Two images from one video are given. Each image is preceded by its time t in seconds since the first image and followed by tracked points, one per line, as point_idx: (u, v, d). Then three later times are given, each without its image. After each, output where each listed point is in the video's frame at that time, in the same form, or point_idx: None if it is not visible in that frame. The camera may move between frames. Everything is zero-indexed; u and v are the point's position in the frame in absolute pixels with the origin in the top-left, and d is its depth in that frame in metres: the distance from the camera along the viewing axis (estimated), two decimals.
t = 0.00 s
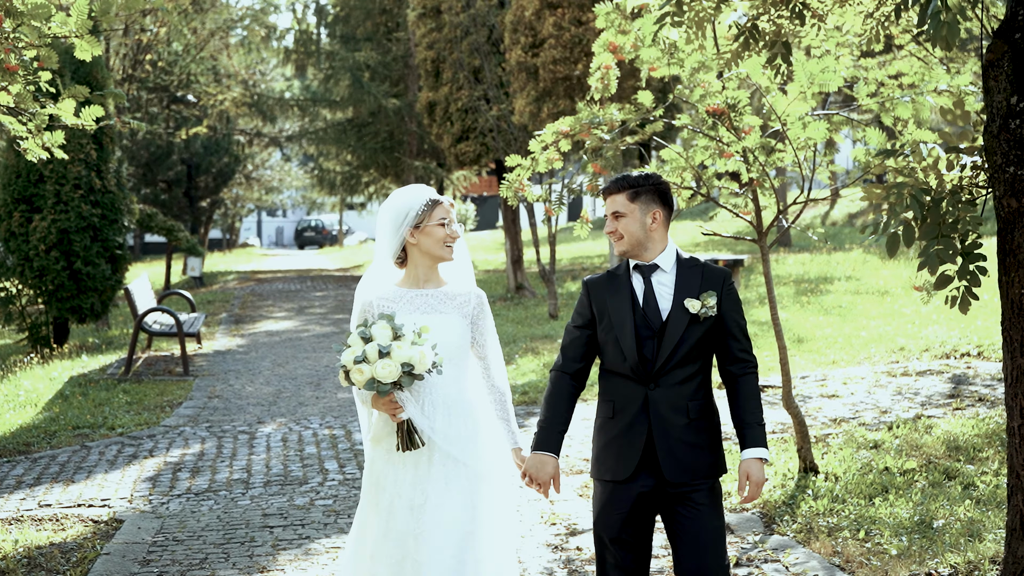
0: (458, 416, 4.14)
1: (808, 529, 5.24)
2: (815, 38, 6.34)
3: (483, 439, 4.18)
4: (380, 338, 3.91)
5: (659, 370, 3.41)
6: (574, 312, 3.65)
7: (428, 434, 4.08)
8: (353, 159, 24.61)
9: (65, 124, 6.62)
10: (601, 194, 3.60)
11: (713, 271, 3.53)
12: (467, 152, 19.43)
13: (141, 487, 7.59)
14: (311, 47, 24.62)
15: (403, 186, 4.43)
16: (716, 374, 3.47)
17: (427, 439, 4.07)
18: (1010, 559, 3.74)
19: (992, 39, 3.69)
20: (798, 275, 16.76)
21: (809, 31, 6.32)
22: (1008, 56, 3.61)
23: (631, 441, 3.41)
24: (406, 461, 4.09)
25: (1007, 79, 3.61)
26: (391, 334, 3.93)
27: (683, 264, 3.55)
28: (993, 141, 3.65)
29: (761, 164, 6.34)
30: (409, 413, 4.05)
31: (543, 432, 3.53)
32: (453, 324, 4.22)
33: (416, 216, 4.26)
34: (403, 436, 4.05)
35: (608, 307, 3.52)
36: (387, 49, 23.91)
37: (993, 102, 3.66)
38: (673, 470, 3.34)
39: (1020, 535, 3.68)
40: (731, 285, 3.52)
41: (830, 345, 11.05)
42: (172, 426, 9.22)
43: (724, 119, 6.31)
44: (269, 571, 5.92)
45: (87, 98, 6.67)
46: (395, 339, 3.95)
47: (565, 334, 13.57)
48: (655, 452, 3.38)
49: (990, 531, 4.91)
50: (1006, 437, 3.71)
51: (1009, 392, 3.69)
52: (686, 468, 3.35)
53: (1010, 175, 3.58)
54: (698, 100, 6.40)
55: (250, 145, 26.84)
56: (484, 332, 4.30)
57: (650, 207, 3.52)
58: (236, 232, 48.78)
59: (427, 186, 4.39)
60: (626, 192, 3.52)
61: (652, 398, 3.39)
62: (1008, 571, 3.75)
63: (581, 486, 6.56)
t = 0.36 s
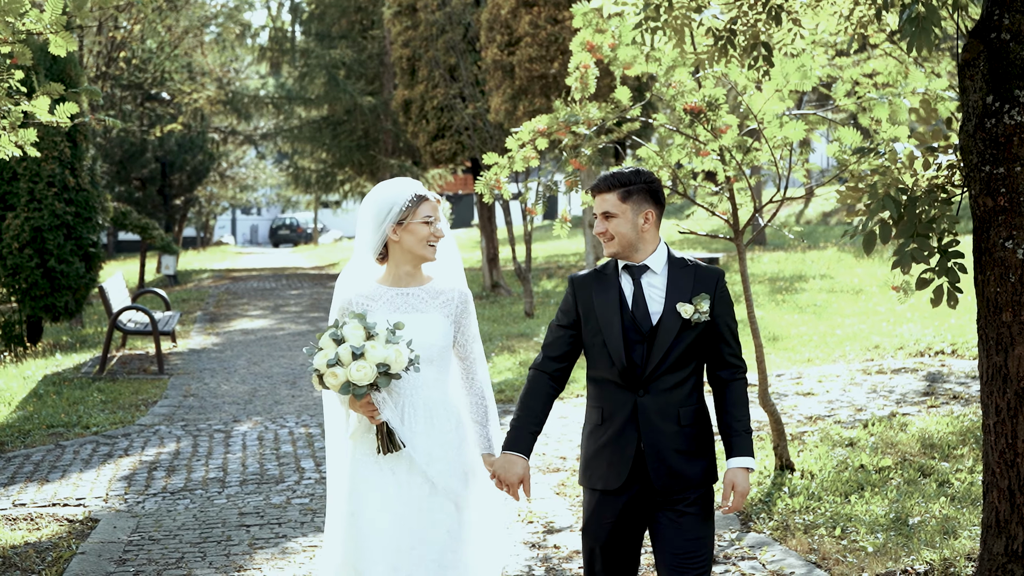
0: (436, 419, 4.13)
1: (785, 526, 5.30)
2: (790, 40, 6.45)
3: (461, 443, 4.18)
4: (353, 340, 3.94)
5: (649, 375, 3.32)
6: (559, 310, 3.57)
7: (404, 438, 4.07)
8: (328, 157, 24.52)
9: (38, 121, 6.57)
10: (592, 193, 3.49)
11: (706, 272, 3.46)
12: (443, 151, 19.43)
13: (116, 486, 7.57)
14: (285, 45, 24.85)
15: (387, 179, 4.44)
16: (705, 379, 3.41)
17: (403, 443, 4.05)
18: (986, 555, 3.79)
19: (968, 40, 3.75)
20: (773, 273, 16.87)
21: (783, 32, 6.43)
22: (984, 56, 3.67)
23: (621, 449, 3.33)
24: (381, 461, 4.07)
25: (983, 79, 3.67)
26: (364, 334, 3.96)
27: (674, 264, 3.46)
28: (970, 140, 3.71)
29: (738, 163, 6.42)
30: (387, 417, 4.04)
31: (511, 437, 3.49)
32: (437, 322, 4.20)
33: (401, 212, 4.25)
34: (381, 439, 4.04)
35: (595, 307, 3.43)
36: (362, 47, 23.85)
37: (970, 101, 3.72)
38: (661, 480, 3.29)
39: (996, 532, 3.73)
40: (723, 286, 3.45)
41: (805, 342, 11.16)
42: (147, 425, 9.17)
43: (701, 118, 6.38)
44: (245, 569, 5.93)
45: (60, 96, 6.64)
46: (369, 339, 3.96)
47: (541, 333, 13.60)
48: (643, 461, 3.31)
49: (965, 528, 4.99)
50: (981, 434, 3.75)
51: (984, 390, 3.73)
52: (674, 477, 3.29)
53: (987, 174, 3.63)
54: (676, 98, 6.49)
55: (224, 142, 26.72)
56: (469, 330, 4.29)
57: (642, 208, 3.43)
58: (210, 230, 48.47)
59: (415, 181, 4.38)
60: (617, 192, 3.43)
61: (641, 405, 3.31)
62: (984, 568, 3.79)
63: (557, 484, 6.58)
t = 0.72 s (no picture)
0: (417, 432, 3.96)
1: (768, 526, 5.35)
2: (773, 42, 6.48)
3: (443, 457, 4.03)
4: (334, 352, 3.77)
5: (652, 388, 3.19)
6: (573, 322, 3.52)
7: (385, 452, 3.88)
8: (310, 158, 24.48)
9: (20, 122, 6.57)
10: (598, 196, 3.40)
11: (717, 278, 3.32)
12: (425, 152, 19.44)
13: (98, 488, 7.56)
14: (267, 46, 24.82)
15: (368, 180, 4.25)
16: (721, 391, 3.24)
17: (384, 457, 3.87)
18: (968, 555, 3.78)
19: (950, 41, 3.73)
20: (755, 274, 16.95)
21: (767, 35, 6.45)
22: (965, 57, 3.65)
23: (624, 464, 3.22)
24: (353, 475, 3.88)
25: (964, 80, 3.65)
26: (347, 346, 3.79)
27: (684, 271, 3.33)
28: (951, 142, 3.69)
29: (720, 163, 6.57)
30: (368, 430, 3.87)
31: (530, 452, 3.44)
32: (416, 331, 4.06)
33: (381, 214, 4.06)
34: (362, 454, 3.85)
35: (603, 316, 3.35)
36: (344, 48, 23.84)
37: (951, 102, 3.70)
38: (666, 497, 3.15)
39: (978, 532, 3.71)
40: (740, 293, 3.30)
41: (788, 343, 11.23)
42: (130, 427, 9.15)
43: (684, 119, 6.52)
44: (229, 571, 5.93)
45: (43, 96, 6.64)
46: (351, 351, 3.79)
47: (523, 334, 13.64)
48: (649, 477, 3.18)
49: (946, 528, 5.06)
50: (964, 434, 3.74)
51: (967, 390, 3.72)
52: (684, 492, 3.14)
53: (967, 176, 3.62)
54: (661, 101, 6.62)
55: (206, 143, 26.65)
56: (449, 340, 4.17)
57: (650, 211, 3.33)
58: (191, 231, 48.28)
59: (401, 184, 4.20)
60: (623, 195, 3.32)
61: (644, 417, 3.18)
62: (967, 568, 3.78)
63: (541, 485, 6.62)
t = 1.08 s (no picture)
0: (393, 440, 3.80)
1: (755, 525, 5.39)
2: (759, 42, 6.55)
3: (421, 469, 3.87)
4: (317, 350, 3.60)
5: (640, 399, 3.11)
6: (549, 331, 3.44)
7: (357, 461, 3.72)
8: (296, 157, 24.41)
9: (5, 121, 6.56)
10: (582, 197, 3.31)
11: (702, 286, 3.27)
12: (410, 151, 19.43)
13: (84, 488, 7.54)
14: (252, 45, 24.77)
15: (344, 174, 4.11)
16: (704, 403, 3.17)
17: (356, 464, 3.70)
18: (955, 553, 3.81)
19: (936, 41, 3.76)
20: (741, 274, 17.00)
21: (752, 35, 6.53)
22: (952, 57, 3.68)
23: (610, 478, 3.12)
24: (322, 484, 3.70)
25: (951, 80, 3.67)
26: (330, 344, 3.62)
27: (668, 277, 3.28)
28: (938, 141, 3.72)
29: (706, 163, 6.61)
30: (341, 436, 3.70)
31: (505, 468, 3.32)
32: (393, 335, 3.90)
33: (359, 208, 3.92)
34: (332, 460, 3.69)
35: (585, 325, 3.27)
36: (330, 47, 23.80)
37: (937, 102, 3.72)
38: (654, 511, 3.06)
39: (964, 530, 3.75)
40: (723, 302, 3.25)
41: (773, 343, 11.28)
42: (115, 426, 9.12)
43: (671, 118, 6.54)
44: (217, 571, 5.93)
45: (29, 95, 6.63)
46: (333, 351, 3.62)
47: (509, 333, 13.65)
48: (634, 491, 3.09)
49: (932, 526, 5.10)
50: (951, 432, 3.78)
51: (954, 388, 3.76)
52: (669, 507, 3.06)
53: (955, 175, 3.65)
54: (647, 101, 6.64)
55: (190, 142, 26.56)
56: (425, 345, 4.01)
57: (637, 214, 3.25)
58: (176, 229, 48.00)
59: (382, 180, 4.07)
60: (610, 196, 3.24)
61: (631, 429, 3.10)
62: (955, 566, 3.81)
63: (528, 484, 6.64)
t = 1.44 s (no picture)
0: (392, 445, 3.79)
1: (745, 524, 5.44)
2: (747, 43, 6.65)
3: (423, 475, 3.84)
4: (315, 364, 3.55)
5: (623, 400, 3.05)
6: (514, 331, 3.31)
7: (364, 471, 3.71)
8: (282, 156, 24.35)
9: None
10: (557, 202, 3.12)
11: (680, 279, 3.21)
12: (397, 150, 19.44)
13: (72, 487, 7.53)
14: (238, 44, 24.74)
15: (342, 169, 4.08)
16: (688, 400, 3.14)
17: (363, 475, 3.71)
18: (945, 550, 3.86)
19: (927, 40, 3.80)
20: (728, 274, 17.05)
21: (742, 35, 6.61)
22: (942, 56, 3.72)
23: (592, 483, 3.05)
24: (324, 493, 3.72)
25: (941, 79, 3.72)
26: (328, 357, 3.57)
27: (644, 272, 3.19)
28: (928, 140, 3.76)
29: (696, 161, 6.66)
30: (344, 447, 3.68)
31: (476, 481, 3.18)
32: (396, 335, 3.90)
33: (357, 208, 3.91)
34: (338, 472, 3.69)
35: (557, 324, 3.17)
36: (316, 46, 23.78)
37: (927, 101, 3.77)
38: (641, 514, 3.00)
39: (954, 527, 3.80)
40: (700, 294, 3.20)
41: (760, 342, 11.34)
42: (103, 426, 9.10)
43: (660, 117, 6.62)
44: (206, 569, 5.93)
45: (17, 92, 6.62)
46: (333, 363, 3.58)
47: (497, 332, 13.67)
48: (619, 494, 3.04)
49: (921, 524, 5.15)
50: (942, 430, 3.82)
51: (943, 386, 3.80)
52: (654, 509, 3.00)
53: (944, 174, 3.70)
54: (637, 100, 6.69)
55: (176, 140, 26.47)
56: (431, 346, 4.01)
57: (618, 213, 3.14)
58: (161, 229, 47.75)
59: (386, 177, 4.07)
60: (591, 198, 3.09)
61: (614, 432, 3.03)
62: (945, 562, 3.85)
63: (518, 483, 6.67)
